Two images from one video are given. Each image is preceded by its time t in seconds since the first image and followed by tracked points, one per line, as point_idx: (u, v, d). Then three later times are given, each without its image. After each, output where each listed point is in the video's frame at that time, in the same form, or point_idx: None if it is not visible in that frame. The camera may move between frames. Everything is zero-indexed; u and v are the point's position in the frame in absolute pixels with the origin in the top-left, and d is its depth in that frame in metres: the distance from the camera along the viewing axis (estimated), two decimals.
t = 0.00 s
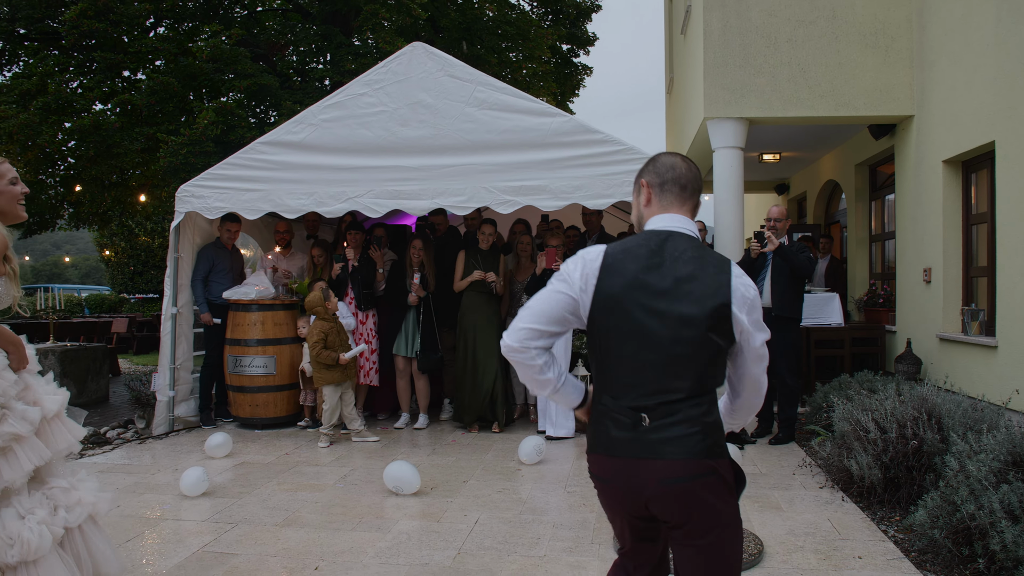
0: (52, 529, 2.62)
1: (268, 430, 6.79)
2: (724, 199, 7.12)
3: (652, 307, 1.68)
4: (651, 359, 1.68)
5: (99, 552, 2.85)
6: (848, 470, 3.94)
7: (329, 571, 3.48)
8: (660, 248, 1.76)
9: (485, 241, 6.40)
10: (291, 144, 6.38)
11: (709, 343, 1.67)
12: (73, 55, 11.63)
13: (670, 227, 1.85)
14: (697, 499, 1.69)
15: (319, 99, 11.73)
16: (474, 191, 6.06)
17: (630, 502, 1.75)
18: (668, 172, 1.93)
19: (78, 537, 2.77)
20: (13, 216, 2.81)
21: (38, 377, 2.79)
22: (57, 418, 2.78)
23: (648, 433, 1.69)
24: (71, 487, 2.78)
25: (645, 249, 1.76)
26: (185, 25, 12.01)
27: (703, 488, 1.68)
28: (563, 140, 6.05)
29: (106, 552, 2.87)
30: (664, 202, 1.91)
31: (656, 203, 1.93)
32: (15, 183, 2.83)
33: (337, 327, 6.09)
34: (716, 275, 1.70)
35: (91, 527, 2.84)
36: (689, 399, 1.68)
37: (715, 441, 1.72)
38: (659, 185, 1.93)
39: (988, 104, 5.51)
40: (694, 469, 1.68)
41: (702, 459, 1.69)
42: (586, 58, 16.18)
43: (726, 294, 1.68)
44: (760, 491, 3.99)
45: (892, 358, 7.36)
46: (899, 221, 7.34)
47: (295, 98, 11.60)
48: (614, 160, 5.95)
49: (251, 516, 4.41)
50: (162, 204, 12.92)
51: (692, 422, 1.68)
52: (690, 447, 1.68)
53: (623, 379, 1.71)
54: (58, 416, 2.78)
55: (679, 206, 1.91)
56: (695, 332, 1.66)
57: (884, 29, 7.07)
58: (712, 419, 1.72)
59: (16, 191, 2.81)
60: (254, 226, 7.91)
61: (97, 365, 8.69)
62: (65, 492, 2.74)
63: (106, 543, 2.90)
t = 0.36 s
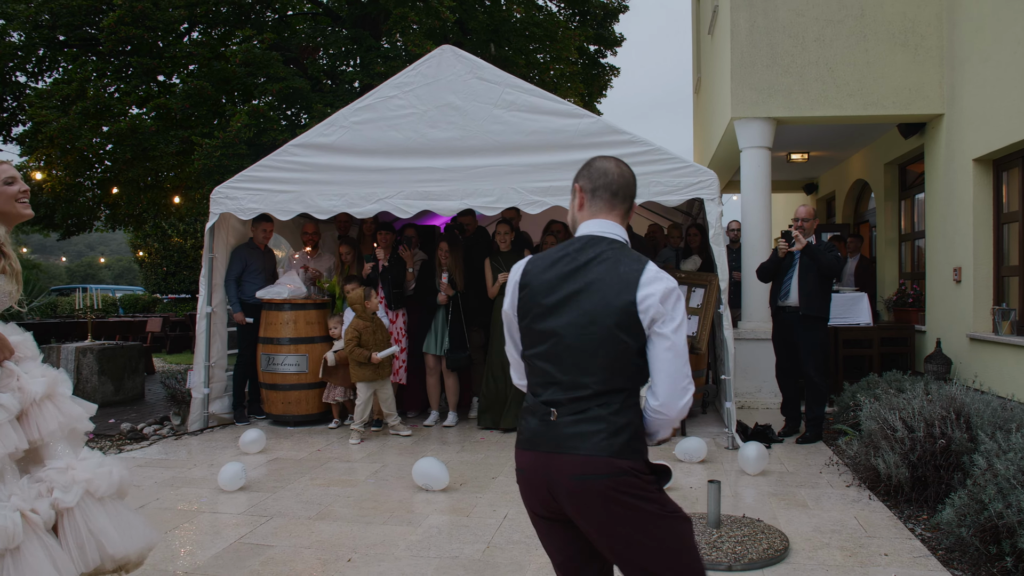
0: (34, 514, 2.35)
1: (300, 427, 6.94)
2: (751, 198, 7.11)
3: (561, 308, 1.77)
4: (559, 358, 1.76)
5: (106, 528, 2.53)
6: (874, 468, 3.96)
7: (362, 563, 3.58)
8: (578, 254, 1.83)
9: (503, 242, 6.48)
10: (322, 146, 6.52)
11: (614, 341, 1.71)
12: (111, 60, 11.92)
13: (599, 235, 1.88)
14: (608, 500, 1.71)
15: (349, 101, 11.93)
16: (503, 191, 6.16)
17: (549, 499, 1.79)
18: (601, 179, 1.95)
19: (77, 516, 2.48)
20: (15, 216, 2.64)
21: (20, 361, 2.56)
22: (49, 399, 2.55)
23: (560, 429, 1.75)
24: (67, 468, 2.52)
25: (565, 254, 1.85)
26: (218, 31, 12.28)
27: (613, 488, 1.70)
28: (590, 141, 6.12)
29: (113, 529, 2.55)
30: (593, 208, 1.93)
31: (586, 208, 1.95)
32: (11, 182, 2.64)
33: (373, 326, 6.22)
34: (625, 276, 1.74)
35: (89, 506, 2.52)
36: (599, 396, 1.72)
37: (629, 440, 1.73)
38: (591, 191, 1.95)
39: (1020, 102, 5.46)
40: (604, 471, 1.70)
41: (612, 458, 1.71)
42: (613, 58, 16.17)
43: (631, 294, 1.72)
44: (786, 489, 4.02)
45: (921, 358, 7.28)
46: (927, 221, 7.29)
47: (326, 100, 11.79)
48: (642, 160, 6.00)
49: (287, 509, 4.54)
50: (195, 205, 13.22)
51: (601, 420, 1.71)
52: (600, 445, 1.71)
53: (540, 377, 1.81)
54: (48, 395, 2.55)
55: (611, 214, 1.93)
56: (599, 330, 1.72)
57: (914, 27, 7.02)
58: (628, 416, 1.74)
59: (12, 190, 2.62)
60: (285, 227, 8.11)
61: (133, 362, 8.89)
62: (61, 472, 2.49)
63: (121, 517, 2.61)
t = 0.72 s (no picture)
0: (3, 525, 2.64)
1: (330, 424, 7.13)
2: (775, 199, 7.17)
3: (498, 323, 1.75)
4: (490, 374, 1.75)
5: (62, 557, 2.75)
6: (897, 466, 4.00)
7: (395, 553, 3.69)
8: (516, 268, 1.81)
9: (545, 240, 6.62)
10: (352, 149, 6.69)
11: (546, 360, 1.73)
12: (146, 66, 12.26)
13: (538, 249, 1.87)
14: (517, 500, 1.73)
15: (377, 104, 12.14)
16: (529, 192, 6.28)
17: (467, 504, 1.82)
18: (542, 192, 1.95)
19: (39, 539, 2.71)
20: (36, 206, 2.97)
21: (42, 366, 2.86)
22: (52, 411, 2.82)
23: (481, 437, 1.77)
24: (53, 481, 2.79)
25: (502, 266, 1.82)
26: (249, 35, 12.56)
27: (523, 491, 1.73)
28: (616, 143, 6.21)
29: (71, 555, 2.78)
30: (534, 219, 1.93)
31: (527, 219, 1.94)
32: (29, 176, 2.94)
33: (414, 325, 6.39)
34: (561, 297, 1.75)
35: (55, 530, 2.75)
36: (526, 412, 1.74)
37: (548, 449, 1.77)
38: (532, 203, 1.94)
39: None
40: (513, 474, 1.73)
41: (524, 465, 1.74)
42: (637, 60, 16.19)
43: (568, 318, 1.73)
44: (809, 486, 4.08)
45: (946, 358, 7.25)
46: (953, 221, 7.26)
47: (354, 104, 12.01)
48: (667, 162, 6.09)
49: (321, 502, 4.70)
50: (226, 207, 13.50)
51: (523, 435, 1.74)
52: (517, 452, 1.74)
53: (467, 387, 1.80)
54: (54, 405, 2.82)
55: (549, 228, 1.93)
56: (532, 348, 1.73)
57: (939, 26, 7.00)
58: (548, 431, 1.78)
59: (31, 183, 2.94)
60: (314, 228, 8.30)
61: (167, 361, 9.14)
62: (41, 487, 2.75)
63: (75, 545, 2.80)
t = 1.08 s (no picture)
0: (4, 512, 2.65)
1: (356, 422, 7.27)
2: (798, 200, 7.17)
3: (433, 306, 1.96)
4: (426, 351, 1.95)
5: (66, 544, 2.73)
6: (920, 466, 4.03)
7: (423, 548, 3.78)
8: (449, 257, 2.02)
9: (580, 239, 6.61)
10: (379, 152, 6.82)
11: (473, 335, 1.91)
12: (176, 71, 12.54)
13: (471, 240, 2.06)
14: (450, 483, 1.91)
15: (402, 107, 12.31)
16: (554, 194, 6.36)
17: (410, 484, 2.00)
18: (477, 191, 2.12)
19: (43, 527, 2.71)
20: (71, 213, 3.03)
21: (52, 363, 2.86)
22: (58, 404, 2.79)
23: (421, 418, 1.96)
24: (59, 473, 2.76)
25: (438, 258, 2.04)
26: (276, 40, 12.77)
27: (458, 472, 1.90)
28: (639, 145, 6.27)
29: (76, 545, 2.76)
30: (469, 217, 2.11)
31: (464, 216, 2.12)
32: (65, 182, 3.02)
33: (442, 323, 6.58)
34: (487, 276, 1.94)
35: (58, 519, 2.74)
36: (458, 388, 1.93)
37: (482, 431, 1.94)
38: (467, 201, 2.12)
39: None
40: (450, 456, 1.91)
41: (460, 445, 1.91)
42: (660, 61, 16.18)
43: (491, 292, 1.91)
44: (832, 485, 4.12)
45: (971, 359, 7.21)
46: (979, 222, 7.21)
47: (380, 107, 12.18)
48: (690, 163, 6.14)
49: (350, 498, 4.83)
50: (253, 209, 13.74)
51: (459, 412, 1.92)
52: (455, 434, 1.91)
53: (411, 368, 2.00)
54: (59, 400, 2.79)
55: (484, 224, 2.11)
56: (461, 325, 1.92)
57: (965, 26, 6.96)
58: (481, 411, 1.95)
59: (65, 189, 3.00)
60: (341, 229, 8.46)
61: (196, 361, 9.38)
62: (46, 478, 2.73)
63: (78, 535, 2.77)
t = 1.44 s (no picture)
0: None
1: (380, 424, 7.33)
2: (822, 200, 7.10)
3: (344, 313, 1.99)
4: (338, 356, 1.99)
5: (22, 557, 2.71)
6: (947, 471, 3.98)
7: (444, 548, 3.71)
8: (362, 265, 2.04)
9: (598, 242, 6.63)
10: (401, 154, 6.86)
11: (380, 344, 1.95)
12: (202, 76, 12.73)
13: (385, 248, 2.10)
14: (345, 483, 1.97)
15: (425, 110, 12.39)
16: (575, 197, 6.37)
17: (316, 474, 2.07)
18: (388, 197, 2.16)
19: (9, 540, 2.72)
20: (94, 230, 3.03)
21: (45, 376, 2.86)
22: (36, 418, 2.77)
23: (328, 419, 2.02)
24: (26, 488, 2.75)
25: (351, 266, 2.06)
26: (301, 44, 12.93)
27: (353, 471, 1.95)
28: (661, 147, 6.26)
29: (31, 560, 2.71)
30: (383, 223, 2.15)
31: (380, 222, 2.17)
32: (94, 199, 3.04)
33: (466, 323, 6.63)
34: (397, 285, 1.97)
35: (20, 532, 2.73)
36: (363, 389, 1.97)
37: (385, 433, 1.97)
38: (383, 208, 2.17)
39: None
40: (346, 454, 1.96)
41: (356, 445, 1.95)
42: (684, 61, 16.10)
43: (401, 301, 1.95)
44: (856, 490, 4.08)
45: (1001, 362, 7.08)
46: (1009, 222, 7.07)
47: (403, 109, 12.27)
48: (711, 165, 6.11)
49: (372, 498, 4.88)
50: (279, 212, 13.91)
51: (360, 412, 1.96)
52: (356, 434, 1.95)
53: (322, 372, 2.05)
54: (37, 415, 2.77)
55: (397, 230, 2.14)
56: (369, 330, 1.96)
57: (992, 24, 6.86)
58: (384, 412, 1.98)
59: (92, 206, 3.02)
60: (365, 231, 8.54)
61: (222, 361, 9.53)
62: (15, 493, 2.74)
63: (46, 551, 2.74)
